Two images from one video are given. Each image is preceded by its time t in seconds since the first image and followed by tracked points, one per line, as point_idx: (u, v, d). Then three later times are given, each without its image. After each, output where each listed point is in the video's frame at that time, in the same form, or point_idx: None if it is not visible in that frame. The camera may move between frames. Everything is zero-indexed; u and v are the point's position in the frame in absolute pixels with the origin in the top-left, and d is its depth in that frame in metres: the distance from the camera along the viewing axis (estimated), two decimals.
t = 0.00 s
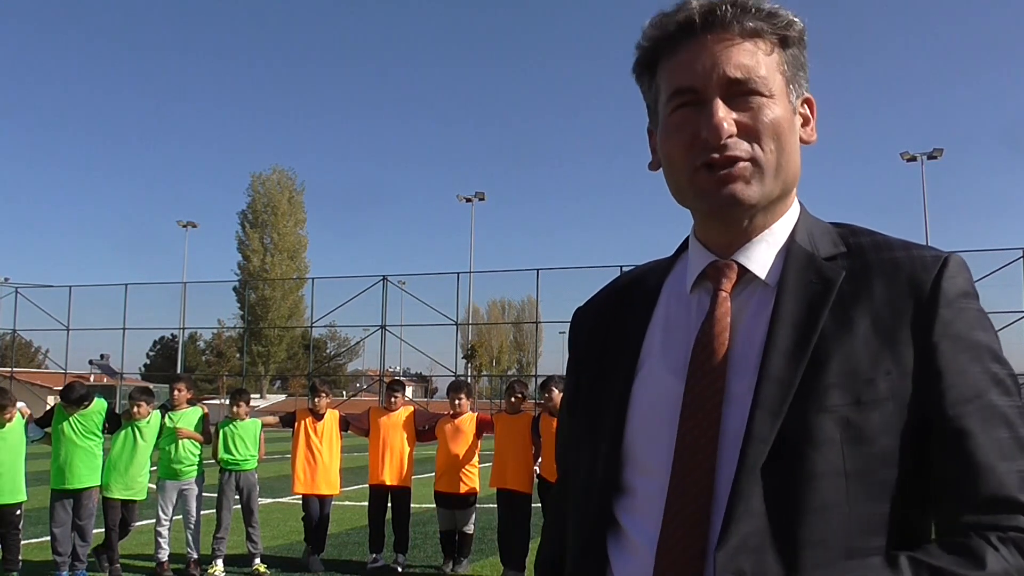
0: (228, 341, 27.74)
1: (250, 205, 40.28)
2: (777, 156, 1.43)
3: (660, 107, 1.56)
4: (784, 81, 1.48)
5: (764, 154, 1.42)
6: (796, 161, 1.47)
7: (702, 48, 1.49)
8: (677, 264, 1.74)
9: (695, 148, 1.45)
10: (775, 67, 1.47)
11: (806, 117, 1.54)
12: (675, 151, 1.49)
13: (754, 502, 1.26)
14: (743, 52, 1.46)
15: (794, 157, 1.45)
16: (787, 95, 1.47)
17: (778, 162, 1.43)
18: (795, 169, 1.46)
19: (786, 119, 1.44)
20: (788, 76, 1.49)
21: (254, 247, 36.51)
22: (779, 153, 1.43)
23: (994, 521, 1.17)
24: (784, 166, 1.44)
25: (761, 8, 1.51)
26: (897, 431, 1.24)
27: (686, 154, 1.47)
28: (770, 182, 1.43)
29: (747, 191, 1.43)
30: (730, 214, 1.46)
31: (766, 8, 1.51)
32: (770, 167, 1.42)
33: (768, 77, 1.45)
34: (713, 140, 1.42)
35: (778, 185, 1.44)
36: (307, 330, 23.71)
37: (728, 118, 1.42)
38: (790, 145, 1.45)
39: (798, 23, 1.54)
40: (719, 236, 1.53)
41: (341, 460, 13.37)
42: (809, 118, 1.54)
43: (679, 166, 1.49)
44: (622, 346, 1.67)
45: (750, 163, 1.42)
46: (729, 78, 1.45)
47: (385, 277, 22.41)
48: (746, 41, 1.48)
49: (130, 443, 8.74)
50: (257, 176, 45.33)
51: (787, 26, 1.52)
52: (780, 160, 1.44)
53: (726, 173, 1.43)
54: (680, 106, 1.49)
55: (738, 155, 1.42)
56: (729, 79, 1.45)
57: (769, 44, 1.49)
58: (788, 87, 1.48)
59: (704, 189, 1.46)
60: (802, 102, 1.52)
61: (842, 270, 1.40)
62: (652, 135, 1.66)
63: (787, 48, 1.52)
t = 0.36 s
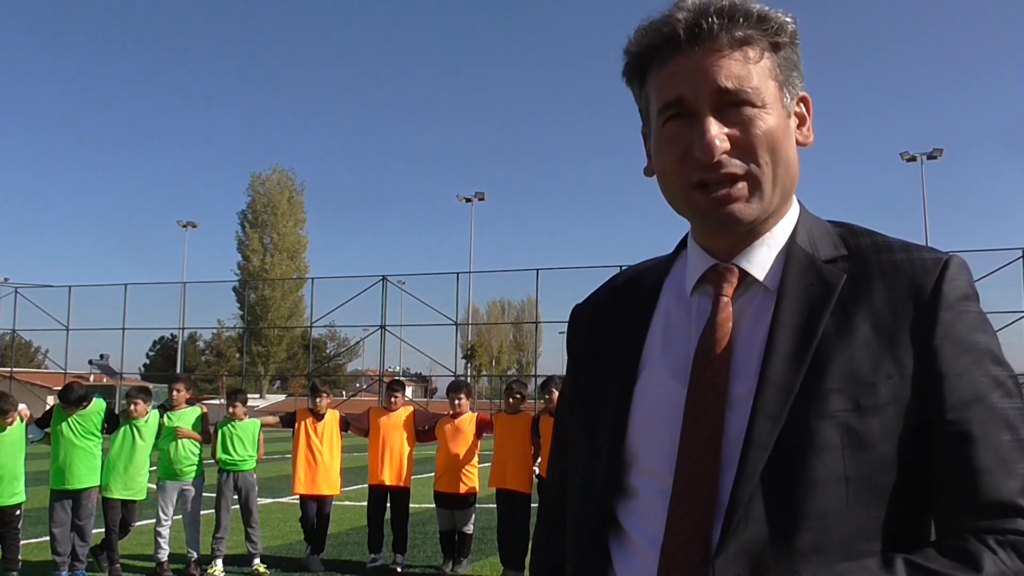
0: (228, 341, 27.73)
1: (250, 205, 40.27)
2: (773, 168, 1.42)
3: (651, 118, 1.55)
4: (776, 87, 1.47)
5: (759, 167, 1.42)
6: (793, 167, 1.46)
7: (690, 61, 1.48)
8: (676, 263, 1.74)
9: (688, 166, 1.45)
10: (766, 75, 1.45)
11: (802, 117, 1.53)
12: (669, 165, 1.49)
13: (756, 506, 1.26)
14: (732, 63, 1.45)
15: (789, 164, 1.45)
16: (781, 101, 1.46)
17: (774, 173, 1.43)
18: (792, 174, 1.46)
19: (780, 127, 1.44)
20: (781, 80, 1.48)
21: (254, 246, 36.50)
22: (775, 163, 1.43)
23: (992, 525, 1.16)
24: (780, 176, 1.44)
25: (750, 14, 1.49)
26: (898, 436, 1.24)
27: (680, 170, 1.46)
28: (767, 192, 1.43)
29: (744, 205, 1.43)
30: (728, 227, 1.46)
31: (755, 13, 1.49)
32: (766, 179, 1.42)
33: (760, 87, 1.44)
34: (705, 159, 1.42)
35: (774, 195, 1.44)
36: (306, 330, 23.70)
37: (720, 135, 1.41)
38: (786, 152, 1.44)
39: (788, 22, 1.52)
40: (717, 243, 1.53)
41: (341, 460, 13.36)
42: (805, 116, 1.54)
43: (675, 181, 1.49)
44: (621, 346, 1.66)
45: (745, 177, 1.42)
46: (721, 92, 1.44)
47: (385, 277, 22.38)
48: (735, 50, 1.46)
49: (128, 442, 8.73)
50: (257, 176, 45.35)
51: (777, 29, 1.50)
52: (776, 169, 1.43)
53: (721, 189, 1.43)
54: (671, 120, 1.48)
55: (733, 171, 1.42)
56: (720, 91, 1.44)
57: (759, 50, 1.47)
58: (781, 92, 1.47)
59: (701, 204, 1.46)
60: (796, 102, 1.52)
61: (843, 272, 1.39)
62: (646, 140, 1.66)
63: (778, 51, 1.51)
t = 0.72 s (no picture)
0: (228, 341, 27.70)
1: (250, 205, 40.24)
2: (775, 169, 1.41)
3: (656, 115, 1.54)
4: (782, 87, 1.45)
5: (760, 168, 1.41)
6: (796, 167, 1.45)
7: (696, 59, 1.46)
8: (678, 263, 1.72)
9: (691, 166, 1.44)
10: (771, 74, 1.44)
11: (807, 118, 1.52)
12: (673, 164, 1.48)
13: (761, 508, 1.24)
14: (738, 62, 1.44)
15: (793, 165, 1.44)
16: (786, 101, 1.45)
17: (776, 174, 1.42)
18: (795, 175, 1.45)
19: (784, 128, 1.42)
20: (786, 80, 1.47)
21: (254, 246, 36.47)
22: (777, 165, 1.42)
23: (995, 526, 1.15)
24: (782, 176, 1.42)
25: (758, 12, 1.48)
26: (903, 438, 1.23)
27: (683, 168, 1.46)
28: (769, 193, 1.42)
29: (745, 206, 1.42)
30: (730, 227, 1.45)
31: (762, 11, 1.48)
32: (767, 180, 1.41)
33: (765, 86, 1.42)
34: (708, 159, 1.41)
35: (776, 196, 1.43)
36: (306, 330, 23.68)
37: (723, 135, 1.40)
38: (789, 153, 1.43)
39: (795, 22, 1.51)
40: (721, 243, 1.52)
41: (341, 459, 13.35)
42: (810, 117, 1.53)
43: (677, 179, 1.48)
44: (623, 346, 1.64)
45: (746, 178, 1.41)
46: (725, 91, 1.43)
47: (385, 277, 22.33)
48: (740, 49, 1.45)
49: (127, 442, 8.71)
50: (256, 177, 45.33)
51: (785, 28, 1.49)
52: (778, 170, 1.42)
53: (723, 189, 1.42)
54: (675, 118, 1.47)
55: (736, 172, 1.40)
56: (725, 90, 1.42)
57: (766, 49, 1.46)
58: (786, 93, 1.46)
59: (702, 204, 1.45)
60: (801, 102, 1.50)
61: (847, 273, 1.38)
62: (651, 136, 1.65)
63: (785, 51, 1.49)
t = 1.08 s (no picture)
0: (228, 340, 27.68)
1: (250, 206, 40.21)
2: (792, 161, 1.37)
3: (677, 103, 1.52)
4: (805, 80, 1.42)
5: (777, 159, 1.37)
6: (817, 163, 1.41)
7: (717, 48, 1.44)
8: (699, 260, 1.69)
9: (705, 153, 1.41)
10: (794, 67, 1.40)
11: (832, 116, 1.49)
12: (689, 153, 1.45)
13: (779, 509, 1.21)
14: (760, 51, 1.41)
15: (813, 160, 1.40)
16: (809, 94, 1.41)
17: (794, 167, 1.38)
18: (815, 171, 1.41)
19: (804, 120, 1.38)
20: (811, 74, 1.43)
21: (254, 246, 36.45)
22: (795, 157, 1.38)
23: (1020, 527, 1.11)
24: (800, 170, 1.38)
25: (783, 4, 1.44)
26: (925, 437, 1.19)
27: (699, 156, 1.43)
28: (786, 186, 1.38)
29: (760, 196, 1.38)
30: (746, 219, 1.42)
31: (790, 4, 1.45)
32: (783, 171, 1.37)
33: (786, 77, 1.39)
34: (722, 146, 1.38)
35: (794, 190, 1.39)
36: (306, 330, 23.63)
37: (739, 122, 1.37)
38: (807, 147, 1.39)
39: (822, 16, 1.47)
40: (739, 237, 1.48)
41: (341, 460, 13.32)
42: (835, 115, 1.49)
43: (693, 167, 1.45)
44: (641, 345, 1.61)
45: (762, 169, 1.37)
46: (745, 79, 1.40)
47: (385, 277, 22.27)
48: (763, 39, 1.42)
49: (127, 442, 8.67)
50: (257, 176, 45.35)
51: (811, 22, 1.45)
52: (797, 163, 1.38)
53: (737, 177, 1.38)
54: (694, 104, 1.45)
55: (750, 161, 1.37)
56: (744, 79, 1.40)
57: (791, 41, 1.43)
58: (810, 86, 1.42)
59: (717, 193, 1.42)
60: (826, 99, 1.46)
61: (869, 270, 1.34)
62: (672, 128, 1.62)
63: (811, 46, 1.46)
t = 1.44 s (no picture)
0: (227, 340, 27.68)
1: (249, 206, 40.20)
2: (820, 161, 1.37)
3: (709, 97, 1.52)
4: (838, 81, 1.41)
5: (805, 158, 1.36)
6: (846, 164, 1.41)
7: (752, 43, 1.44)
8: (722, 260, 1.68)
9: (734, 147, 1.41)
10: (828, 66, 1.40)
11: (863, 119, 1.48)
12: (717, 147, 1.45)
13: (803, 510, 1.21)
14: (795, 48, 1.40)
15: (841, 162, 1.39)
16: (841, 95, 1.40)
17: (823, 167, 1.37)
18: (844, 172, 1.40)
19: (835, 120, 1.38)
20: (844, 76, 1.42)
21: (253, 246, 36.44)
22: (823, 156, 1.37)
23: None
24: (828, 170, 1.38)
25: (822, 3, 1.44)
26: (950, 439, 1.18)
27: (727, 150, 1.42)
28: (813, 185, 1.37)
29: (785, 195, 1.38)
30: (771, 217, 1.41)
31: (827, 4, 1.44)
32: (811, 169, 1.37)
33: (819, 76, 1.38)
34: (750, 140, 1.38)
35: (821, 189, 1.38)
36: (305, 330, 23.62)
37: (769, 117, 1.37)
38: (837, 147, 1.39)
39: (860, 18, 1.47)
40: (764, 234, 1.47)
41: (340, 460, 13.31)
42: (866, 119, 1.48)
43: (720, 162, 1.45)
44: (661, 345, 1.60)
45: (789, 167, 1.37)
46: (777, 76, 1.40)
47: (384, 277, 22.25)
48: (799, 37, 1.41)
49: (125, 443, 8.66)
50: (256, 176, 45.34)
51: (848, 22, 1.45)
52: (825, 162, 1.38)
53: (765, 173, 1.38)
54: (727, 98, 1.44)
55: (778, 157, 1.37)
56: (778, 75, 1.39)
57: (827, 41, 1.42)
58: (843, 88, 1.41)
59: (743, 189, 1.41)
60: (858, 103, 1.46)
61: (894, 271, 1.33)
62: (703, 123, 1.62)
63: (848, 47, 1.45)
